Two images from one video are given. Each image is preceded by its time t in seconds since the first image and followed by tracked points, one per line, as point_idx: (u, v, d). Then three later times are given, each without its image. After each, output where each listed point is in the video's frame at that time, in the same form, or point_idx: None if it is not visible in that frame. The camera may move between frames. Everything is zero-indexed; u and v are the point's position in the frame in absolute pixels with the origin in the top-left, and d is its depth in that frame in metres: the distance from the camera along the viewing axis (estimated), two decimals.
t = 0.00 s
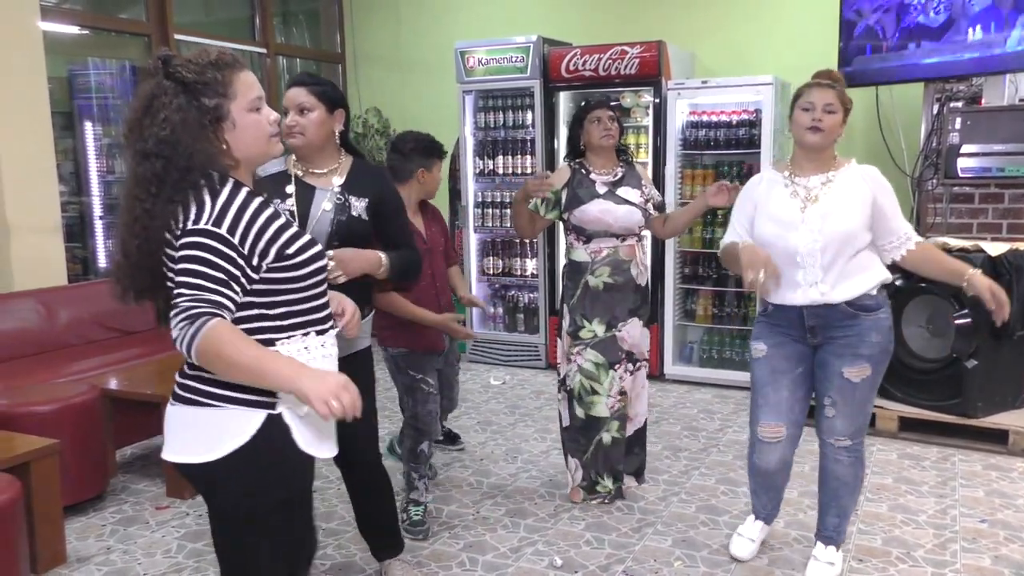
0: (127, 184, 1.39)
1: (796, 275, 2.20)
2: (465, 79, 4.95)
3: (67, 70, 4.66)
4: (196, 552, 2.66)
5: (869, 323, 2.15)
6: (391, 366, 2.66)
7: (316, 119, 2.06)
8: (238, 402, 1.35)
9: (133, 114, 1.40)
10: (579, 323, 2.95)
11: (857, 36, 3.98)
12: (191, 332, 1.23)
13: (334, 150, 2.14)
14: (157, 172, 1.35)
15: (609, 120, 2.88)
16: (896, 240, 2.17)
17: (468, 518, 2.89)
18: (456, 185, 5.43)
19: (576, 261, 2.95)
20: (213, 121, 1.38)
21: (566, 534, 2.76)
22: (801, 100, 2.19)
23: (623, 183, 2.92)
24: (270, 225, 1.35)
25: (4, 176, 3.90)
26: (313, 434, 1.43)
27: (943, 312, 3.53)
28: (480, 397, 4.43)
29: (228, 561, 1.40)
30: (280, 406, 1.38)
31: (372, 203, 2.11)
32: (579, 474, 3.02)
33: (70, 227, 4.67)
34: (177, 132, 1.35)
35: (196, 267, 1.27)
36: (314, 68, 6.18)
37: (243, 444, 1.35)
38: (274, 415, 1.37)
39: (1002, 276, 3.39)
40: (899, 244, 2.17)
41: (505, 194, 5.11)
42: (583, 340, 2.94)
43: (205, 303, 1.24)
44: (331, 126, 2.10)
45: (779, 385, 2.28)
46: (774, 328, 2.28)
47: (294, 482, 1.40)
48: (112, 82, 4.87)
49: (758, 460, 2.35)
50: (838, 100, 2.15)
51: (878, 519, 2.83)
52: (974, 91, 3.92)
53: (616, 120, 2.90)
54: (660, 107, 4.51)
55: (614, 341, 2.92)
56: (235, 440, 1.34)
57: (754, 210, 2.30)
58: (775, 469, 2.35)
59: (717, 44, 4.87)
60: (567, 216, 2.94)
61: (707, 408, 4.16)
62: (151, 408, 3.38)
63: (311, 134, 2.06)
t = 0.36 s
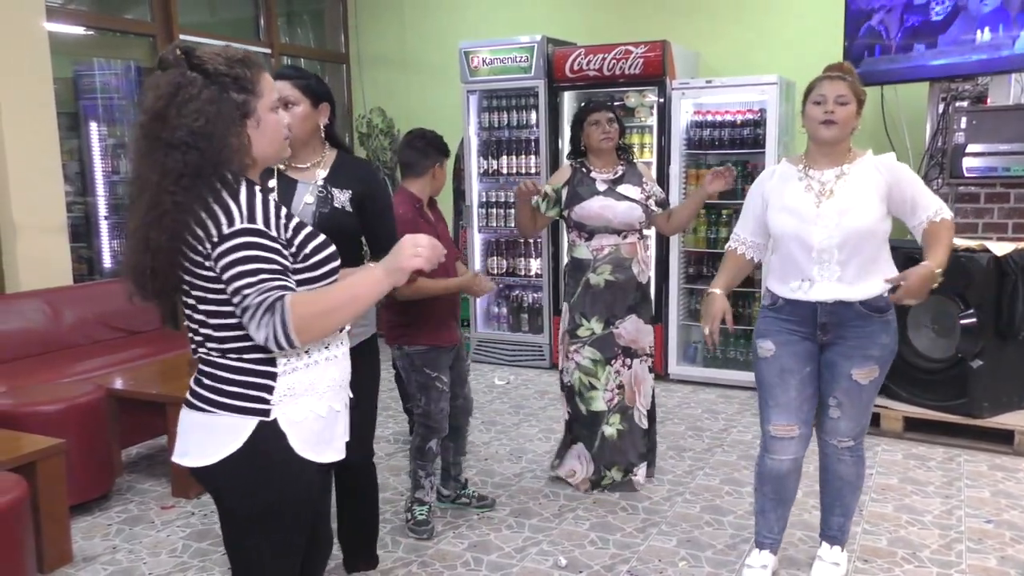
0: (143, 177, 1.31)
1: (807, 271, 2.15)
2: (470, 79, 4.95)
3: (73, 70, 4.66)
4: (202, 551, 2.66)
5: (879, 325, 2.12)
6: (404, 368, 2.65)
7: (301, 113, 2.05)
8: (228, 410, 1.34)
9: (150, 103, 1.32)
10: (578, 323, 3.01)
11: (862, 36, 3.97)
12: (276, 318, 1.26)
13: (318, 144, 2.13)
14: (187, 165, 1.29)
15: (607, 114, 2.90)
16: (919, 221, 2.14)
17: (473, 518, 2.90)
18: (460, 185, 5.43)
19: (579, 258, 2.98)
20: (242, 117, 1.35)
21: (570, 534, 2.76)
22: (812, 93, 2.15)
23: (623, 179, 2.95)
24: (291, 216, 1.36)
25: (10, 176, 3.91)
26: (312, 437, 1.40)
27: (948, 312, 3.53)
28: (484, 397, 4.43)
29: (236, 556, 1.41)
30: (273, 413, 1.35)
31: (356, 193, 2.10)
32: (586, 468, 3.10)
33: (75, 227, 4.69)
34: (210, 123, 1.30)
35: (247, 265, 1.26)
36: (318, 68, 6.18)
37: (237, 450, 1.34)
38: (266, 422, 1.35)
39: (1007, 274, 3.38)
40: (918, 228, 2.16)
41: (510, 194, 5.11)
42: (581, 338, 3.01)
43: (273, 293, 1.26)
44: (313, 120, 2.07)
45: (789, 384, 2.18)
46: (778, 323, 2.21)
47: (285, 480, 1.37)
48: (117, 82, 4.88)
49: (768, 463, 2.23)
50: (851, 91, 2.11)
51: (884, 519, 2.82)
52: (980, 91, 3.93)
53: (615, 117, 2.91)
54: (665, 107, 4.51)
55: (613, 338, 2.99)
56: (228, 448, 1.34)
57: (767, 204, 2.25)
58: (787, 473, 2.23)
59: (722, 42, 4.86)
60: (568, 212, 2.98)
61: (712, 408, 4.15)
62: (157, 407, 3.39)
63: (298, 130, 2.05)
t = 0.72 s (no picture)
0: (165, 178, 1.29)
1: (787, 270, 2.14)
2: (474, 79, 4.95)
3: (78, 69, 4.67)
4: (205, 550, 2.67)
5: (856, 331, 2.10)
6: (422, 363, 2.66)
7: (307, 114, 2.05)
8: (269, 400, 1.35)
9: (168, 105, 1.30)
10: (560, 314, 3.11)
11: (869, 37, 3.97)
12: (273, 335, 1.27)
13: (324, 143, 2.13)
14: (215, 164, 1.29)
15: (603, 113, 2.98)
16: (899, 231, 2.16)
17: (476, 518, 2.90)
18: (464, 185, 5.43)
19: (560, 252, 3.07)
20: (261, 118, 1.35)
21: (573, 534, 2.76)
22: (808, 91, 2.13)
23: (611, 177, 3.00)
24: (302, 226, 1.37)
25: (15, 175, 3.92)
26: (337, 428, 1.44)
27: (953, 312, 3.52)
28: (487, 397, 4.44)
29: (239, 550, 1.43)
30: (310, 404, 1.39)
31: (351, 197, 2.07)
32: (569, 447, 3.24)
33: (80, 226, 4.70)
34: (235, 123, 1.30)
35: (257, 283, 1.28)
36: (323, 67, 6.20)
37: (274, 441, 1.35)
38: (304, 414, 1.38)
39: (1013, 274, 3.39)
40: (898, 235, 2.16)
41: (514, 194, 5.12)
42: (564, 329, 3.11)
43: (272, 309, 1.27)
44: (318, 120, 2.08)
45: (768, 387, 2.18)
46: (751, 323, 2.21)
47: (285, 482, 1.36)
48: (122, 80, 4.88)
49: (761, 461, 2.24)
50: (847, 90, 2.10)
51: (888, 520, 2.82)
52: (985, 91, 3.92)
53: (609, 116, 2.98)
54: (669, 107, 4.51)
55: (592, 332, 3.08)
56: (264, 438, 1.34)
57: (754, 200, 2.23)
58: (778, 472, 2.23)
59: (727, 42, 4.85)
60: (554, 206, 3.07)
61: (715, 409, 4.15)
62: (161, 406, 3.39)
63: (303, 130, 2.05)
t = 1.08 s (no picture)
0: (163, 183, 1.30)
1: (796, 277, 2.11)
2: (476, 79, 4.95)
3: (80, 67, 4.66)
4: (206, 548, 2.67)
5: (853, 331, 2.12)
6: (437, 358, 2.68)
7: (306, 123, 2.05)
8: (231, 412, 1.35)
9: (167, 114, 1.30)
10: (543, 313, 3.09)
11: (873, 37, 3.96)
12: (306, 343, 1.27)
13: (324, 151, 2.13)
14: (214, 171, 1.29)
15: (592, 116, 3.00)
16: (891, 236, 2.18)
17: (476, 517, 2.90)
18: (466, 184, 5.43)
19: (544, 254, 3.06)
20: (259, 123, 1.34)
21: (573, 534, 2.76)
22: (817, 91, 2.11)
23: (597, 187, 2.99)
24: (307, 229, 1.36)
25: (17, 173, 3.92)
26: (309, 435, 1.38)
27: (954, 314, 3.51)
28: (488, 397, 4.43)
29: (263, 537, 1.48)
30: (267, 416, 1.35)
31: (350, 210, 2.08)
32: (565, 444, 3.19)
33: (81, 225, 4.70)
34: (233, 130, 1.30)
35: (273, 284, 1.26)
36: (324, 67, 6.20)
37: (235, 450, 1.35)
38: (263, 425, 1.35)
39: (1015, 276, 3.39)
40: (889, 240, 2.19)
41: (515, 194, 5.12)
42: (549, 328, 3.09)
43: (313, 324, 1.28)
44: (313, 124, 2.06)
45: (768, 390, 2.18)
46: (751, 326, 2.19)
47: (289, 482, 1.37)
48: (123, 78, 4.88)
49: (760, 462, 2.25)
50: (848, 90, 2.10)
51: (889, 521, 2.82)
52: (987, 93, 3.91)
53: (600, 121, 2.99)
54: (671, 107, 4.50)
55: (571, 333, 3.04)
56: (228, 447, 1.35)
57: (754, 204, 2.18)
58: (779, 472, 2.24)
59: (729, 43, 4.85)
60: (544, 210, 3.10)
61: (716, 409, 4.15)
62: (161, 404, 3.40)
63: (303, 140, 2.05)
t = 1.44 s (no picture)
0: (159, 173, 1.30)
1: (809, 284, 2.10)
2: (477, 79, 4.95)
3: (82, 67, 4.67)
4: (208, 549, 2.67)
5: (876, 326, 2.12)
6: (429, 361, 2.67)
7: (322, 123, 2.04)
8: (254, 391, 1.34)
9: (160, 103, 1.30)
10: (547, 320, 3.08)
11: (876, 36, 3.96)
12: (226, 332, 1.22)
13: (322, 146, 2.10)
14: (202, 160, 1.28)
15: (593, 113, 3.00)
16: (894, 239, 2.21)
17: (478, 518, 2.90)
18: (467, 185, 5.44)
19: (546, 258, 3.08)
20: (253, 114, 1.33)
21: (574, 534, 2.76)
22: (832, 98, 2.09)
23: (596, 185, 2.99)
24: (287, 223, 1.32)
25: (19, 173, 3.93)
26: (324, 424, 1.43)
27: (955, 314, 3.51)
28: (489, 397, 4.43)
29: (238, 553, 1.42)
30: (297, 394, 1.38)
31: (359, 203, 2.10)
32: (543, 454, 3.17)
33: (83, 225, 4.70)
34: (226, 120, 1.29)
35: (218, 270, 1.24)
36: (326, 67, 6.20)
37: (257, 434, 1.35)
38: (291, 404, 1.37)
39: (1017, 277, 3.39)
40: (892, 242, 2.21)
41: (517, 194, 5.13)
42: (552, 335, 3.07)
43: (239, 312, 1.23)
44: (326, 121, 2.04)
45: (795, 394, 2.14)
46: (773, 334, 2.15)
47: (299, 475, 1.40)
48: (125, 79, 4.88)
49: (773, 475, 2.19)
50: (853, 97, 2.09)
51: (891, 522, 2.81)
52: (989, 93, 3.91)
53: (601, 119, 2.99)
54: (672, 107, 4.51)
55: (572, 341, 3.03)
56: (253, 429, 1.34)
57: (761, 213, 2.17)
58: (792, 485, 2.18)
59: (730, 42, 4.85)
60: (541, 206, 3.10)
61: (717, 409, 4.15)
62: (162, 404, 3.40)
63: (317, 137, 2.03)
